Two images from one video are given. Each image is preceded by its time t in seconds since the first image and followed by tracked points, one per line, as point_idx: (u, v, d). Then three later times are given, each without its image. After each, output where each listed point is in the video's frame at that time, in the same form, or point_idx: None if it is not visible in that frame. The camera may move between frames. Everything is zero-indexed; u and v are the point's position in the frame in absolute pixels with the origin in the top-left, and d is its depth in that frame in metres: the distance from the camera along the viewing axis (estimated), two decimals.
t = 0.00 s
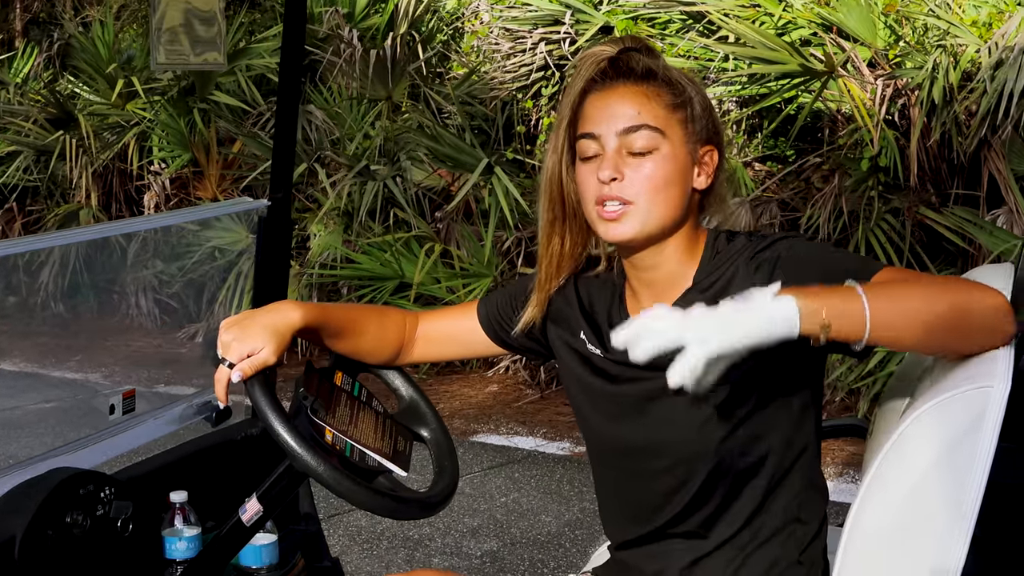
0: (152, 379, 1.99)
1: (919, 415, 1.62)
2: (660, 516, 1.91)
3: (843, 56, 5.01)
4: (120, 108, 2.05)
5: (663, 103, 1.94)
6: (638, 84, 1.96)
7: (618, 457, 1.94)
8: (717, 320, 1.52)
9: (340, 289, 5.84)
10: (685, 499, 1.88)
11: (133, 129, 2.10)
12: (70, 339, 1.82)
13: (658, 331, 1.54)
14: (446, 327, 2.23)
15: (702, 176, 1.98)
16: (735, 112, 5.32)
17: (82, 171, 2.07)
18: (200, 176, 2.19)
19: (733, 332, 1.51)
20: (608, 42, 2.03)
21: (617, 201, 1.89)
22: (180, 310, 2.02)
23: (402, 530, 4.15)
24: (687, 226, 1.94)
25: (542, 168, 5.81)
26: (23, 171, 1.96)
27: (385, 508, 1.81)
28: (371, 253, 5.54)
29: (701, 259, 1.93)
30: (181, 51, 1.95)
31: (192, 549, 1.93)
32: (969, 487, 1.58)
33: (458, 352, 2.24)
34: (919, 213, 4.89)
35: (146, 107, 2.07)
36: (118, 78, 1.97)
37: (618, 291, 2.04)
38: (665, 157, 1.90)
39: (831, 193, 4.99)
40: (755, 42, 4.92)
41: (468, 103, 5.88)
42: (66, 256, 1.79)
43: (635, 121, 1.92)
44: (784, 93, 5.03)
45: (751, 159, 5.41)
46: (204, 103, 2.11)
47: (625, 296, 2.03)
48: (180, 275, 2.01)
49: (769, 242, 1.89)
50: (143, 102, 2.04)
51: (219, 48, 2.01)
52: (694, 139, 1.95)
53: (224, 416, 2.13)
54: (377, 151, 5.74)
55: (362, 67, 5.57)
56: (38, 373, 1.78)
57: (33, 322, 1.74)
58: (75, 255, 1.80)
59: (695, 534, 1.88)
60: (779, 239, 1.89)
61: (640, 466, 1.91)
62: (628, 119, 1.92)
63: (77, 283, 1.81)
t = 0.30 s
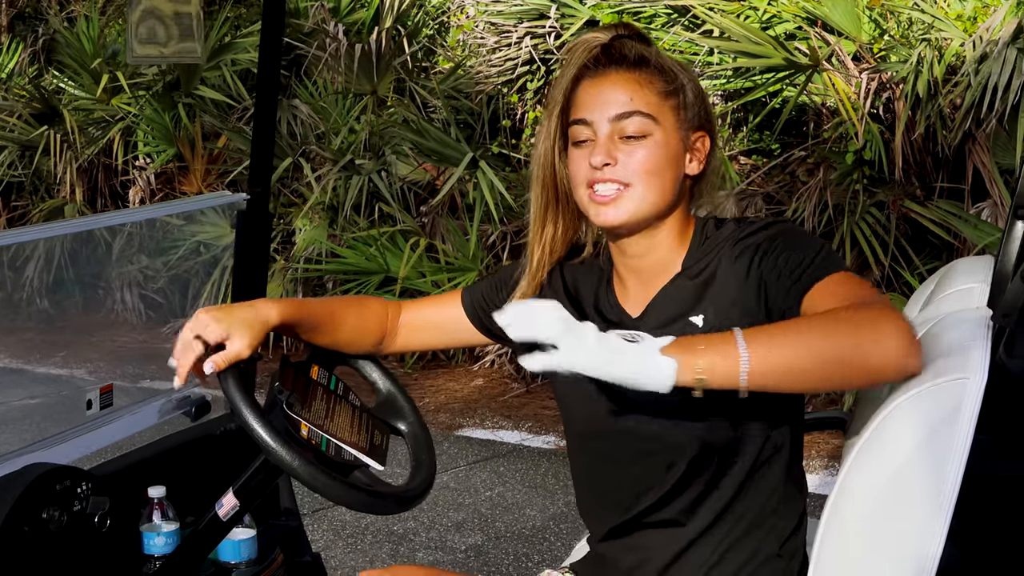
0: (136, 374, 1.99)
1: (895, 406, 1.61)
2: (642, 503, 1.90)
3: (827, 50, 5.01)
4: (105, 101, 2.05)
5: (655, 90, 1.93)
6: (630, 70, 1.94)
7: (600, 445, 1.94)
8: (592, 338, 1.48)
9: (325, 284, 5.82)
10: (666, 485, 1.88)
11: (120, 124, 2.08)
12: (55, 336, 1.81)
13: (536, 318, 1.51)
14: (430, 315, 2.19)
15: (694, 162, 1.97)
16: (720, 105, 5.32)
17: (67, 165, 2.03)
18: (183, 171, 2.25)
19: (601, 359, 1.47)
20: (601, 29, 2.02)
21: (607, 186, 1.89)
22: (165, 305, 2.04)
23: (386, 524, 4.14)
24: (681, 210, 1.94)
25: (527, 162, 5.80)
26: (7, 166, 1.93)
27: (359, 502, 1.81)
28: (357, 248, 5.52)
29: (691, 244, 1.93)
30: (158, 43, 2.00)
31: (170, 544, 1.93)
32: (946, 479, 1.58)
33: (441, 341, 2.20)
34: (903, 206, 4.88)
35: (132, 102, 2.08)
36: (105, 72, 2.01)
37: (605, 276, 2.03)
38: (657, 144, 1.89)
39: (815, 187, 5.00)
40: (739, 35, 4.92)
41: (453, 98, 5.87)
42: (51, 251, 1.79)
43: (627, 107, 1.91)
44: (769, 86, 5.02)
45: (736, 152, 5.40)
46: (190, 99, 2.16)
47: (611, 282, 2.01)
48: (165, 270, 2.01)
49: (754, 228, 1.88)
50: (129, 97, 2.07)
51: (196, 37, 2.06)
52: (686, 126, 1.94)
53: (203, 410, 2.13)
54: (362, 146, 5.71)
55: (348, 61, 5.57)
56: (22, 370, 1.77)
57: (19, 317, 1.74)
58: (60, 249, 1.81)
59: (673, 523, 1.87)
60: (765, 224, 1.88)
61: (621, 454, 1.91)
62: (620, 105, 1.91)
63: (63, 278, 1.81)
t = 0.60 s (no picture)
0: (123, 367, 1.99)
1: (876, 401, 1.63)
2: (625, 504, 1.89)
3: (814, 41, 5.01)
4: (92, 94, 2.13)
5: (650, 77, 1.94)
6: (625, 58, 1.96)
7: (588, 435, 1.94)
8: (479, 276, 1.72)
9: (313, 276, 5.80)
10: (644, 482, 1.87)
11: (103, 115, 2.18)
12: (42, 329, 1.81)
13: (462, 221, 1.73)
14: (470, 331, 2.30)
15: (684, 154, 1.99)
16: (707, 96, 5.32)
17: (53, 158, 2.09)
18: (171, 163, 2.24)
19: (473, 295, 1.73)
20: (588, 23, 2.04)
21: (607, 169, 1.88)
22: (152, 298, 2.02)
23: (374, 517, 4.14)
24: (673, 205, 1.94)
25: (514, 154, 5.80)
26: None
27: (340, 496, 1.81)
28: (344, 240, 5.51)
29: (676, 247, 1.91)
30: (139, 36, 1.95)
31: (155, 539, 1.93)
32: (925, 474, 1.58)
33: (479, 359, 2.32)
34: (891, 198, 4.90)
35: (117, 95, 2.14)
36: (89, 64, 1.98)
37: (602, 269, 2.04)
38: (655, 128, 1.90)
39: (802, 179, 5.01)
40: (725, 26, 4.90)
41: (440, 90, 5.79)
42: (37, 245, 1.78)
43: (625, 92, 1.92)
44: (756, 78, 5.03)
45: (723, 144, 5.41)
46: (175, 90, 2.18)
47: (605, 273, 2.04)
48: (152, 262, 2.01)
49: (715, 266, 1.82)
50: (114, 89, 2.13)
51: (179, 28, 2.00)
52: (677, 115, 1.97)
53: (187, 405, 2.12)
54: (349, 138, 5.69)
55: (335, 53, 5.60)
56: (8, 363, 1.76)
57: (4, 311, 1.73)
58: (47, 243, 1.80)
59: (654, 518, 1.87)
60: (729, 261, 1.81)
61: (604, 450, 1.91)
62: (617, 90, 1.92)
63: (49, 271, 1.81)
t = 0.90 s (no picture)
0: (113, 384, 1.99)
1: (864, 417, 1.63)
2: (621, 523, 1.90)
3: (803, 55, 5.03)
4: (81, 109, 2.21)
5: (638, 100, 1.93)
6: (612, 81, 1.95)
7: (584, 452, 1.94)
8: (483, 314, 1.78)
9: (303, 291, 5.80)
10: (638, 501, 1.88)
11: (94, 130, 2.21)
12: (32, 344, 1.81)
13: (467, 263, 1.79)
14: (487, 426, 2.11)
15: (674, 174, 1.98)
16: (696, 111, 5.34)
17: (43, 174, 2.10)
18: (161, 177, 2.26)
19: (477, 333, 1.78)
20: (576, 43, 2.03)
21: (597, 197, 1.88)
22: (142, 313, 2.02)
23: (364, 533, 4.14)
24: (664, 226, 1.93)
25: (504, 168, 5.80)
26: None
27: (331, 515, 1.82)
28: (334, 255, 5.50)
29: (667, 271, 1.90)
30: (124, 53, 1.92)
31: (145, 556, 1.90)
32: (912, 489, 1.60)
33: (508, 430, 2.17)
34: (879, 211, 4.90)
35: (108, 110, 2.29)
36: (80, 79, 2.06)
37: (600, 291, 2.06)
38: (644, 153, 1.89)
39: (791, 193, 5.02)
40: (714, 41, 4.92)
41: (430, 105, 5.84)
42: (28, 261, 1.79)
43: (612, 117, 1.91)
44: (745, 92, 5.03)
45: (713, 157, 5.42)
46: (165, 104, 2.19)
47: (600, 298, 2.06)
48: (142, 277, 2.01)
49: (700, 308, 1.80)
50: (102, 107, 2.25)
51: (167, 46, 1.97)
52: (667, 136, 1.95)
53: (177, 421, 2.12)
54: (339, 153, 5.66)
55: (324, 67, 5.60)
56: None
57: None
58: (38, 259, 1.81)
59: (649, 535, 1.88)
60: (711, 305, 1.79)
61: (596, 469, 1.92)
62: (605, 116, 1.91)
63: (39, 287, 1.81)
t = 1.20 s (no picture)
0: (111, 391, 1.99)
1: (863, 421, 1.64)
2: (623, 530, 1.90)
3: (799, 62, 5.04)
4: (80, 117, 2.15)
5: (607, 113, 1.90)
6: (581, 94, 1.92)
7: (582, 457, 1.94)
8: (458, 358, 1.77)
9: (301, 298, 5.80)
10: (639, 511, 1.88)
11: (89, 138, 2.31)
12: (29, 351, 1.80)
13: (433, 312, 1.78)
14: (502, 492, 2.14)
15: (662, 177, 1.91)
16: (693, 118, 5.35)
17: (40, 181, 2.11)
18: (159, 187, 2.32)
19: (456, 378, 1.78)
20: (567, 49, 2.01)
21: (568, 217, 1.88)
22: (140, 320, 2.02)
23: (363, 539, 4.13)
24: (648, 237, 1.91)
25: (502, 175, 5.81)
26: None
27: (331, 520, 1.82)
28: (332, 262, 5.49)
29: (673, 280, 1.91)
30: (124, 60, 1.92)
31: (144, 562, 1.89)
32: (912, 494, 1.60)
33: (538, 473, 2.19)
34: (876, 217, 4.90)
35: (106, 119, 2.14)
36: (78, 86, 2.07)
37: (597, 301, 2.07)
38: (611, 169, 1.87)
39: (788, 200, 5.03)
40: (710, 48, 4.93)
41: (427, 112, 5.85)
42: (24, 268, 1.78)
43: (578, 135, 1.89)
44: (741, 99, 5.03)
45: (710, 164, 5.43)
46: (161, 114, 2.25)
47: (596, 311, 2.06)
48: (139, 284, 2.01)
49: (703, 323, 1.81)
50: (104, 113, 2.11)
51: (166, 54, 1.97)
52: (645, 143, 1.90)
53: (176, 427, 2.12)
54: (336, 160, 5.69)
55: (321, 75, 5.62)
56: None
57: None
58: (34, 265, 1.79)
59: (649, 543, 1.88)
60: (713, 321, 1.80)
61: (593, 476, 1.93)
62: (572, 134, 1.90)
63: (36, 293, 1.80)
